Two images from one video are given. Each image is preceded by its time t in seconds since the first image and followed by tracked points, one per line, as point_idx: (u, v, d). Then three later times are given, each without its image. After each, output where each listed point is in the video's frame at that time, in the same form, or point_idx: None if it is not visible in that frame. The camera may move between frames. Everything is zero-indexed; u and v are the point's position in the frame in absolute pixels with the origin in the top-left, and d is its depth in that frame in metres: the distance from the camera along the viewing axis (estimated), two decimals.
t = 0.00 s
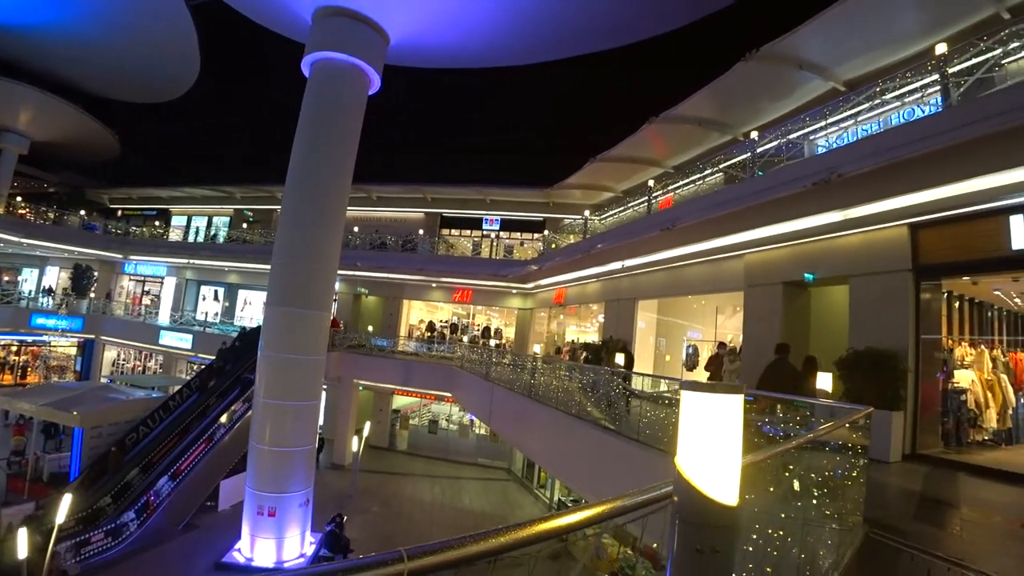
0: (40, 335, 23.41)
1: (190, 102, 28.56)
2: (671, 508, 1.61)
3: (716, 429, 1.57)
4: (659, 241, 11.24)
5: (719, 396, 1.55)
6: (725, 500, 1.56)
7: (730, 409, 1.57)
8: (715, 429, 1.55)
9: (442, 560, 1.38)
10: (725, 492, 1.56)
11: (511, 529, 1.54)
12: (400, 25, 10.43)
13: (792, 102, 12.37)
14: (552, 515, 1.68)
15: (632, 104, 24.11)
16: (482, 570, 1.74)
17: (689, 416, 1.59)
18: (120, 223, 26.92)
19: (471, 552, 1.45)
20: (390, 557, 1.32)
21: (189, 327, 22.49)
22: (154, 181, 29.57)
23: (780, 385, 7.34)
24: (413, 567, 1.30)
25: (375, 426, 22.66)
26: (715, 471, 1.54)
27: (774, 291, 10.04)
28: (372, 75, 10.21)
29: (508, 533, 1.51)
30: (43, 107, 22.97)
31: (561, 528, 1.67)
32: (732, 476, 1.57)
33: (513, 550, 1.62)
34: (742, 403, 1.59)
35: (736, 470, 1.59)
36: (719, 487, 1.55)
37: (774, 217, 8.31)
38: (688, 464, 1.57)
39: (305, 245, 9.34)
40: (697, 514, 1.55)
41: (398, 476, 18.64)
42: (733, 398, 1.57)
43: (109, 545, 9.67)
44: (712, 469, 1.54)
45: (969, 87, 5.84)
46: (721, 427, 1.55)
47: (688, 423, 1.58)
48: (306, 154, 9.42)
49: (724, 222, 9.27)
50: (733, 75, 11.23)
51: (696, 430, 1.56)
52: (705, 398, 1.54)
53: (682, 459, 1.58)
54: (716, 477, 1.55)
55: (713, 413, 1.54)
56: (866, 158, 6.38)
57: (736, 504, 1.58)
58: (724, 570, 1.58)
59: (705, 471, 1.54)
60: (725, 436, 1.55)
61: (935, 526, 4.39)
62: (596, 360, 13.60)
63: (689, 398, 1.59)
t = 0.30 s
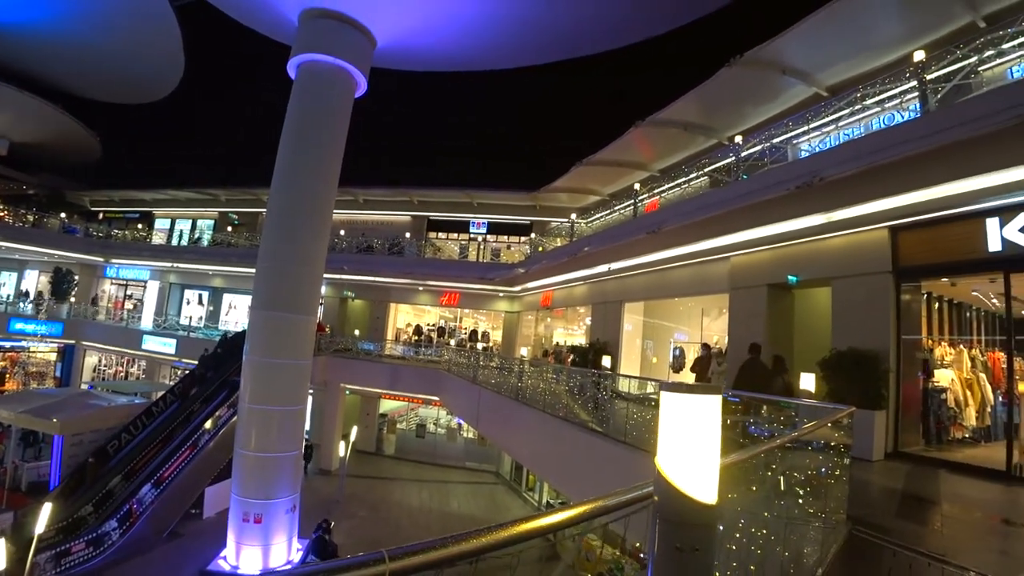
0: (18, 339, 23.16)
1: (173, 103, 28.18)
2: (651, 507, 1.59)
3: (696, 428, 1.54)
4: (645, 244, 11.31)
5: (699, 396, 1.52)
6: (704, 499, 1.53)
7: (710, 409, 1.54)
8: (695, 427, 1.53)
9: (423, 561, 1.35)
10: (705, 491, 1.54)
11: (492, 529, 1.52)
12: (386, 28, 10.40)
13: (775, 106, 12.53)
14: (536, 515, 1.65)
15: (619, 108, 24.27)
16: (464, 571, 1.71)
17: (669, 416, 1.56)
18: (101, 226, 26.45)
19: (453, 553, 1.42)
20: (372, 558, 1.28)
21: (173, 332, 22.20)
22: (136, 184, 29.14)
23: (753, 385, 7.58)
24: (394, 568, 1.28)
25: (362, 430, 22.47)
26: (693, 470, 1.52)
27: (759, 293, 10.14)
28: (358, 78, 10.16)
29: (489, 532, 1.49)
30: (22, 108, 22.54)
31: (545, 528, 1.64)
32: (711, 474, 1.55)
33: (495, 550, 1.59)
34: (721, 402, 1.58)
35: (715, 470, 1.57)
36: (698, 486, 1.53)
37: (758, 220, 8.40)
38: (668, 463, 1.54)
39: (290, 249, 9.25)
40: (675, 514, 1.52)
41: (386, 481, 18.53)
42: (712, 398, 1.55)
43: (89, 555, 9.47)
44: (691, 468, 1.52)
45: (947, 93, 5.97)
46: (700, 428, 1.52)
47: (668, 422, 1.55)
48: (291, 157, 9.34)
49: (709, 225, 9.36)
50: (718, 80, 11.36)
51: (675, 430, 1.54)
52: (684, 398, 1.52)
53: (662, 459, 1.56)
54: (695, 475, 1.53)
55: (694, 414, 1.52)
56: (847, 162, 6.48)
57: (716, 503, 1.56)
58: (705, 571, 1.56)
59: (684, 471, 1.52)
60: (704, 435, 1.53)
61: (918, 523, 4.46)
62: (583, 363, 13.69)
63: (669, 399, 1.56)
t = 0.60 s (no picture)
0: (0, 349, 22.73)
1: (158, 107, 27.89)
2: (637, 507, 1.58)
3: (679, 428, 1.54)
4: (634, 246, 11.36)
5: (681, 396, 1.52)
6: (689, 497, 1.53)
7: (693, 409, 1.55)
8: (678, 427, 1.53)
9: (409, 563, 1.33)
10: (689, 490, 1.54)
11: (478, 529, 1.51)
12: (374, 32, 10.39)
13: (761, 109, 12.68)
14: (523, 515, 1.64)
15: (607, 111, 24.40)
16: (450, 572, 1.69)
17: (652, 416, 1.55)
18: (85, 231, 26.06)
19: (440, 553, 1.41)
20: (357, 559, 1.26)
21: (160, 338, 21.94)
22: (122, 189, 28.77)
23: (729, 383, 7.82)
24: (380, 568, 1.26)
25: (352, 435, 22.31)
26: (677, 468, 1.52)
27: (747, 293, 10.22)
28: (347, 81, 10.13)
29: (475, 533, 1.48)
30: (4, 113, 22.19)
31: (532, 528, 1.63)
32: (695, 473, 1.55)
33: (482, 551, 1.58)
34: (705, 402, 1.58)
35: (699, 469, 1.57)
36: (682, 484, 1.53)
37: (746, 221, 8.48)
38: (653, 462, 1.54)
39: (278, 253, 9.18)
40: (659, 512, 1.52)
41: (377, 486, 18.42)
42: (695, 398, 1.55)
43: (74, 566, 9.39)
44: (674, 466, 1.52)
45: (928, 96, 6.09)
46: (683, 428, 1.52)
47: (652, 422, 1.55)
48: (279, 161, 9.28)
49: (698, 227, 9.42)
50: (705, 83, 11.47)
51: (659, 430, 1.54)
52: (668, 398, 1.51)
53: (647, 459, 1.55)
54: (679, 474, 1.53)
55: (676, 414, 1.52)
56: (831, 164, 6.58)
57: (701, 501, 1.56)
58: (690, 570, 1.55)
59: (668, 469, 1.52)
60: (687, 434, 1.53)
61: (905, 518, 4.52)
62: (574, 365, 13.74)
63: (653, 399, 1.56)
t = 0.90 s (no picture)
0: None
1: (146, 111, 27.64)
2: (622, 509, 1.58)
3: (663, 430, 1.54)
4: (625, 249, 11.42)
5: (664, 398, 1.50)
6: (672, 497, 1.53)
7: (677, 410, 1.53)
8: (662, 430, 1.52)
9: (391, 565, 1.31)
10: (672, 491, 1.54)
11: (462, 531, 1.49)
12: (364, 36, 10.38)
13: (749, 113, 12.80)
14: (510, 516, 1.63)
15: (597, 115, 24.52)
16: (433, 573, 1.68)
17: (635, 417, 1.54)
18: (72, 236, 25.78)
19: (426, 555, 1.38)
20: (341, 562, 1.24)
21: (149, 344, 21.72)
22: (109, 194, 28.51)
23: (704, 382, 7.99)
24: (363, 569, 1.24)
25: (344, 441, 22.18)
26: (660, 470, 1.51)
27: (736, 296, 10.30)
28: (337, 86, 10.11)
29: (459, 535, 1.46)
30: None
31: (518, 530, 1.61)
32: (678, 474, 1.55)
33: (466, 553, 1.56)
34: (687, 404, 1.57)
35: (682, 470, 1.57)
36: (665, 486, 1.53)
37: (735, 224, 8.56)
38: (636, 464, 1.54)
39: (268, 257, 9.11)
40: (644, 513, 1.52)
41: (369, 492, 18.32)
42: (679, 399, 1.54)
43: None
44: (657, 468, 1.51)
45: (912, 100, 6.18)
46: (666, 429, 1.51)
47: (634, 423, 1.54)
48: (269, 165, 9.23)
49: (687, 229, 9.49)
50: (693, 87, 11.56)
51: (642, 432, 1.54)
52: (652, 401, 1.49)
53: (631, 461, 1.55)
54: (662, 475, 1.52)
55: (659, 416, 1.50)
56: (818, 167, 6.65)
57: (684, 502, 1.56)
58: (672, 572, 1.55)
59: (652, 471, 1.51)
60: (670, 436, 1.52)
61: (893, 517, 4.56)
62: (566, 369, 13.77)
63: (636, 401, 1.54)
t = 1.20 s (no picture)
0: None
1: (135, 113, 27.39)
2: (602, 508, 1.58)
3: (643, 430, 1.53)
4: (617, 250, 11.45)
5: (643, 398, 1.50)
6: (652, 496, 1.53)
7: (656, 409, 1.54)
8: (641, 429, 1.52)
9: (371, 564, 1.30)
10: (651, 489, 1.54)
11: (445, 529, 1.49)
12: (356, 38, 10.35)
13: (739, 115, 12.89)
14: (491, 516, 1.61)
15: (589, 117, 24.58)
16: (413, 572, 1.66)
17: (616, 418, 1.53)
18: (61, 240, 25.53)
19: (408, 553, 1.39)
20: (319, 562, 1.22)
21: (139, 348, 21.52)
22: (99, 197, 28.25)
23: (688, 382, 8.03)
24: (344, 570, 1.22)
25: (336, 444, 22.07)
26: (639, 469, 1.51)
27: (727, 297, 10.34)
28: (328, 88, 10.08)
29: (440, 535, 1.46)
30: None
31: (501, 528, 1.61)
32: (658, 473, 1.55)
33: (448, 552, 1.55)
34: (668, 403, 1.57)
35: (663, 468, 1.57)
36: (645, 484, 1.52)
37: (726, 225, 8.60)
38: (617, 464, 1.54)
39: (260, 260, 9.05)
40: (626, 512, 1.52)
41: (361, 495, 18.24)
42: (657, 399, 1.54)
43: None
44: (637, 467, 1.51)
45: (899, 102, 6.24)
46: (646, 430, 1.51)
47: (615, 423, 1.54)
48: (260, 167, 9.19)
49: (679, 231, 9.52)
50: (684, 89, 11.61)
51: (623, 432, 1.53)
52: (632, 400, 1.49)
53: (611, 460, 1.55)
54: (643, 474, 1.52)
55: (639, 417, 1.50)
56: (807, 169, 6.71)
57: (664, 500, 1.56)
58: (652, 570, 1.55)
59: (632, 471, 1.51)
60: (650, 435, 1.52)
61: (883, 515, 4.60)
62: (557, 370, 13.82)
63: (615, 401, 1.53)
